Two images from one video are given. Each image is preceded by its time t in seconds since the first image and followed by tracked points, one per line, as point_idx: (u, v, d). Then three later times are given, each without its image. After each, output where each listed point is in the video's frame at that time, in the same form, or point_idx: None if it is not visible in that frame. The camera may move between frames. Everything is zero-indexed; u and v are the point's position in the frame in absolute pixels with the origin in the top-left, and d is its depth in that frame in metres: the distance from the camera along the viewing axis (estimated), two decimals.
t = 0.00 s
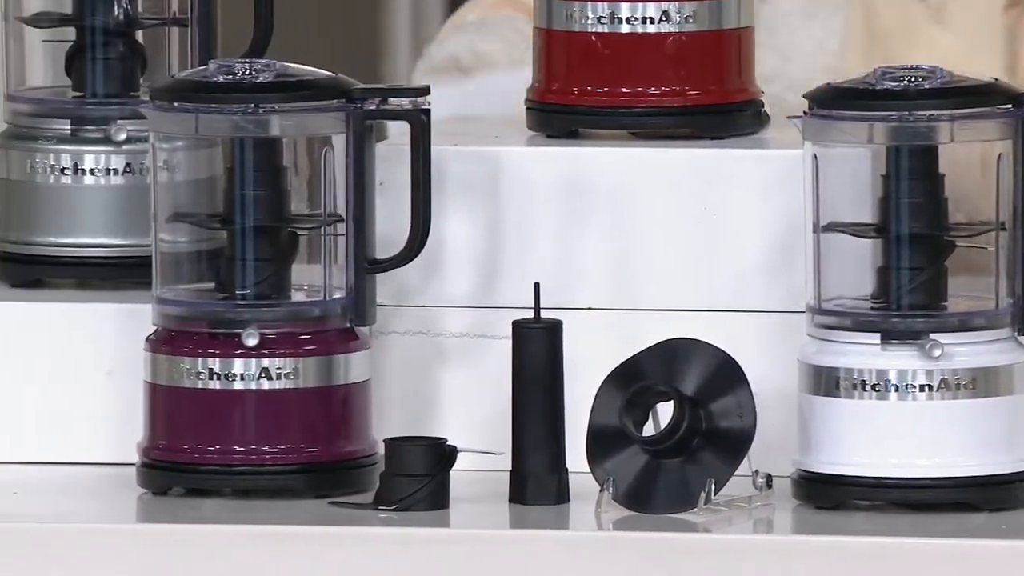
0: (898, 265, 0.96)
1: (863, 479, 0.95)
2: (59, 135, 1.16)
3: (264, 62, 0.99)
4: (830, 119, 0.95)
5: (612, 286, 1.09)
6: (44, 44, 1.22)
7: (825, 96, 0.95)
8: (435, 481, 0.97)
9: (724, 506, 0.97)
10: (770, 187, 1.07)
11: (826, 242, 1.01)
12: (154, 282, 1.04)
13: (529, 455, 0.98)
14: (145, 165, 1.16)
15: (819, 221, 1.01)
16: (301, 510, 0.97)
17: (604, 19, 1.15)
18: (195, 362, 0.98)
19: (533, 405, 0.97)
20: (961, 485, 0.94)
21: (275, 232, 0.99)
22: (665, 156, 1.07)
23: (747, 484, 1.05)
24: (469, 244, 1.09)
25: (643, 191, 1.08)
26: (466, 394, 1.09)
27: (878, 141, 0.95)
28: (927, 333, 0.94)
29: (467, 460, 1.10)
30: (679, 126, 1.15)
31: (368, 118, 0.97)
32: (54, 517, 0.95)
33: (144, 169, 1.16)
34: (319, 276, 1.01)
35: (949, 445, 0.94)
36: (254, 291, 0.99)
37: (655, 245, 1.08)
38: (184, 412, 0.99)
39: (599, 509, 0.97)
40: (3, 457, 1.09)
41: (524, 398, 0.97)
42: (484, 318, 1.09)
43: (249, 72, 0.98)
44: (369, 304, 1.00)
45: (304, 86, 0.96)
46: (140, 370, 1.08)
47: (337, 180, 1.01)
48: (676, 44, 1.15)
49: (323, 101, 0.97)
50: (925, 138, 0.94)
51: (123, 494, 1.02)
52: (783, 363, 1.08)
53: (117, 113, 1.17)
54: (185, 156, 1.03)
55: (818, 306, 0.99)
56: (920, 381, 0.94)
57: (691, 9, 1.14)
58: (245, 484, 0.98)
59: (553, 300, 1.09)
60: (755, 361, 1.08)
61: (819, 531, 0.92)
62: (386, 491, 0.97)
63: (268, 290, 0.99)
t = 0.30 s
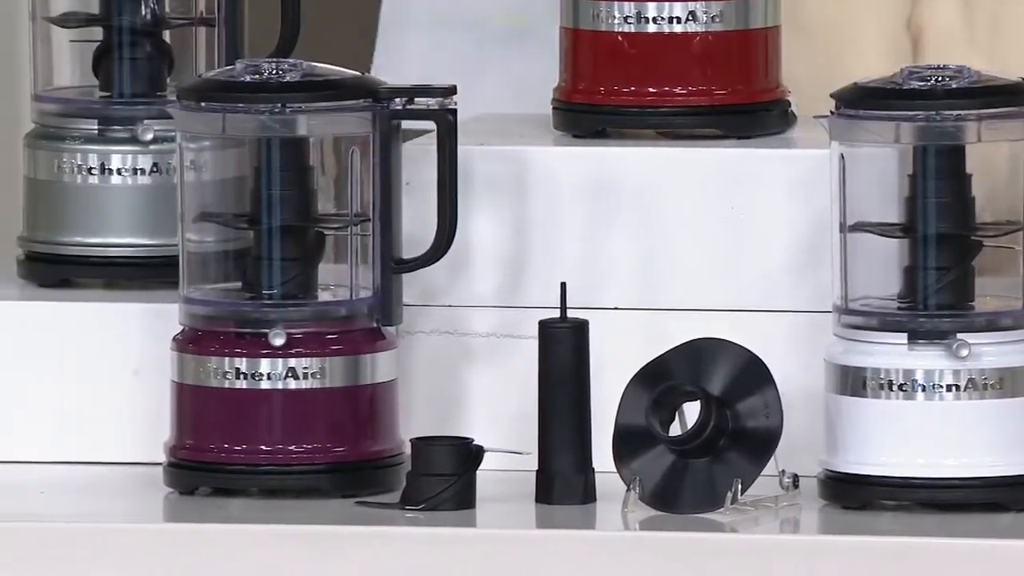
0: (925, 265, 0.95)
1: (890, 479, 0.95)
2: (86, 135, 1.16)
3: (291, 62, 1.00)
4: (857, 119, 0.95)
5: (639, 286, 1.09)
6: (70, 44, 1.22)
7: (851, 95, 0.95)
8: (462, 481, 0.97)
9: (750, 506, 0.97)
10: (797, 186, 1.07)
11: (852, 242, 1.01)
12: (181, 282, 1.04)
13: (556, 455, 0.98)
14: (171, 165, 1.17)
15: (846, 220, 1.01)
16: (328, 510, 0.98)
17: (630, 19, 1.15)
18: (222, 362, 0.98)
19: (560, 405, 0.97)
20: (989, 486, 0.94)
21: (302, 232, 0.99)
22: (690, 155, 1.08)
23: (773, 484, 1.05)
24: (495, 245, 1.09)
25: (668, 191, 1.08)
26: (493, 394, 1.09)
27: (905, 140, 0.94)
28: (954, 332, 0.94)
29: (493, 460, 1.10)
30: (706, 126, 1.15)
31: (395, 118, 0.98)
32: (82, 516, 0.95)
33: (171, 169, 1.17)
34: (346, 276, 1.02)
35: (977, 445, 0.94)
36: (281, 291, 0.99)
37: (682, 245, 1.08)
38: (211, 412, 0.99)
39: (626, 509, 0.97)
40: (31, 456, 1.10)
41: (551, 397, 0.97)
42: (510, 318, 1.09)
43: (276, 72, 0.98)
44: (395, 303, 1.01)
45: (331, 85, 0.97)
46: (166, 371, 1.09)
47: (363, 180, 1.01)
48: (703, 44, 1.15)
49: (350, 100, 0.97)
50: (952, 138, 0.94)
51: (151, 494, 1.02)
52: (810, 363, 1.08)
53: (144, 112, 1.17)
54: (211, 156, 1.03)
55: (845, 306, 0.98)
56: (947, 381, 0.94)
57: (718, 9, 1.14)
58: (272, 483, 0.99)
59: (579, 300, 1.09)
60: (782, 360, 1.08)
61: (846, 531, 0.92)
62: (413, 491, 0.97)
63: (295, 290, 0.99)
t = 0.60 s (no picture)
0: (951, 264, 0.95)
1: (915, 479, 0.95)
2: (113, 135, 1.17)
3: (318, 61, 1.00)
4: (883, 119, 0.95)
5: (665, 286, 1.09)
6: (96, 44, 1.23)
7: (877, 95, 0.95)
8: (487, 480, 0.97)
9: (776, 506, 0.97)
10: (825, 185, 1.07)
11: (879, 242, 1.01)
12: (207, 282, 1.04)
13: (582, 455, 0.98)
14: (198, 164, 1.17)
15: (872, 220, 1.01)
16: (354, 509, 0.98)
17: (656, 18, 1.15)
18: (248, 362, 0.99)
19: (587, 405, 0.97)
20: (1017, 486, 0.94)
21: (328, 231, 1.00)
22: (716, 155, 1.08)
23: (800, 484, 1.05)
24: (520, 244, 1.09)
25: (693, 191, 1.08)
26: (520, 394, 1.10)
27: (932, 140, 0.94)
28: (981, 332, 0.94)
29: (519, 460, 1.10)
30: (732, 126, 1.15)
31: (420, 117, 0.98)
32: (109, 515, 0.96)
33: (197, 169, 1.17)
34: (372, 276, 1.02)
35: (1004, 445, 0.94)
36: (307, 291, 1.00)
37: (707, 245, 1.08)
38: (237, 412, 0.99)
39: (651, 509, 0.97)
40: (59, 456, 1.10)
41: (578, 397, 0.97)
42: (535, 318, 1.09)
43: (303, 72, 0.98)
44: (422, 303, 1.01)
45: (357, 85, 0.97)
46: (192, 370, 1.09)
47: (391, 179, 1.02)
48: (729, 44, 1.15)
49: (377, 101, 0.97)
50: (979, 138, 0.93)
51: (177, 493, 1.03)
52: (835, 363, 1.08)
53: (170, 113, 1.17)
54: (238, 156, 1.04)
55: (871, 306, 0.98)
56: (973, 381, 0.93)
57: (744, 8, 1.14)
58: (299, 483, 0.99)
59: (605, 300, 1.09)
60: (808, 360, 1.08)
61: (872, 530, 0.92)
62: (438, 491, 0.97)
63: (321, 289, 1.00)
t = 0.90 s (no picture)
0: (979, 264, 0.95)
1: (943, 479, 0.94)
2: (140, 134, 1.17)
3: (345, 61, 1.00)
4: (911, 119, 0.95)
5: (692, 285, 1.09)
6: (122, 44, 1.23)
7: (905, 95, 0.95)
8: (514, 480, 0.97)
9: (804, 506, 0.97)
10: (852, 185, 1.07)
11: (906, 241, 1.01)
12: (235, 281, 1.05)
13: (608, 455, 0.98)
14: (225, 164, 1.17)
15: (899, 220, 1.01)
16: (381, 509, 0.98)
17: (683, 18, 1.15)
18: (275, 361, 0.99)
19: (613, 405, 0.97)
20: None
21: (354, 231, 1.00)
22: (743, 155, 1.08)
23: (827, 484, 1.05)
24: (548, 245, 1.10)
25: (720, 191, 1.08)
26: (547, 394, 1.10)
27: (959, 140, 0.94)
28: (1008, 332, 0.94)
29: (546, 460, 1.10)
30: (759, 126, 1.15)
31: (446, 117, 0.98)
32: (136, 515, 0.96)
33: (224, 169, 1.18)
34: (398, 277, 1.02)
35: None
36: (333, 291, 1.00)
37: (733, 244, 1.08)
38: (264, 411, 1.00)
39: (678, 508, 0.97)
40: (86, 455, 1.11)
41: (605, 397, 0.97)
42: (562, 317, 1.09)
43: (330, 72, 0.98)
44: (449, 303, 1.01)
45: (383, 85, 0.97)
46: (219, 369, 1.10)
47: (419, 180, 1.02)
48: (755, 44, 1.15)
49: (401, 100, 0.98)
50: (1007, 137, 0.93)
51: (205, 492, 1.03)
52: (862, 362, 1.08)
53: (197, 112, 1.18)
54: (265, 156, 1.04)
55: (899, 305, 0.98)
56: (1001, 381, 0.93)
57: (771, 8, 1.14)
58: (326, 482, 0.99)
59: (632, 300, 1.09)
60: (835, 360, 1.08)
61: (900, 531, 0.92)
62: (466, 490, 0.97)
63: (348, 289, 1.00)
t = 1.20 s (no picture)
0: (1006, 264, 0.95)
1: (969, 479, 0.94)
2: (167, 134, 1.18)
3: (371, 61, 1.01)
4: (937, 118, 0.95)
5: (719, 285, 1.09)
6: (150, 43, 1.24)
7: (931, 94, 0.95)
8: (540, 480, 0.97)
9: (830, 506, 0.97)
10: (878, 185, 1.07)
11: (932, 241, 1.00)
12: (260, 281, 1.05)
13: (634, 454, 0.98)
14: (251, 164, 1.18)
15: (925, 220, 1.01)
16: (407, 509, 0.99)
17: (709, 18, 1.15)
18: (301, 361, 0.99)
19: (639, 405, 0.98)
20: None
21: (380, 231, 1.00)
22: (769, 155, 1.07)
23: (853, 484, 1.05)
24: (574, 245, 1.10)
25: (745, 190, 1.08)
26: (573, 394, 1.10)
27: (986, 140, 0.94)
28: None
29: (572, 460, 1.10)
30: (786, 126, 1.14)
31: (473, 117, 0.98)
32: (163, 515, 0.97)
33: (250, 169, 1.18)
34: (423, 277, 1.02)
35: None
36: (360, 290, 1.00)
37: (759, 244, 1.08)
38: (290, 410, 1.00)
39: (704, 508, 0.97)
40: (113, 455, 1.12)
41: (631, 397, 0.98)
42: (588, 317, 1.10)
43: (356, 71, 0.99)
44: (474, 303, 1.01)
45: (409, 85, 0.97)
46: (245, 369, 1.10)
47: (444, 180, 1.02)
48: (782, 43, 1.15)
49: (429, 100, 0.98)
50: None
51: (231, 492, 1.04)
52: (888, 362, 1.08)
53: (224, 112, 1.18)
54: (291, 156, 1.05)
55: (925, 305, 0.98)
56: None
57: (797, 8, 1.14)
58: (352, 482, 1.00)
59: (658, 300, 1.09)
60: (861, 360, 1.08)
61: (926, 530, 0.92)
62: (491, 490, 0.97)
63: (374, 289, 1.00)
